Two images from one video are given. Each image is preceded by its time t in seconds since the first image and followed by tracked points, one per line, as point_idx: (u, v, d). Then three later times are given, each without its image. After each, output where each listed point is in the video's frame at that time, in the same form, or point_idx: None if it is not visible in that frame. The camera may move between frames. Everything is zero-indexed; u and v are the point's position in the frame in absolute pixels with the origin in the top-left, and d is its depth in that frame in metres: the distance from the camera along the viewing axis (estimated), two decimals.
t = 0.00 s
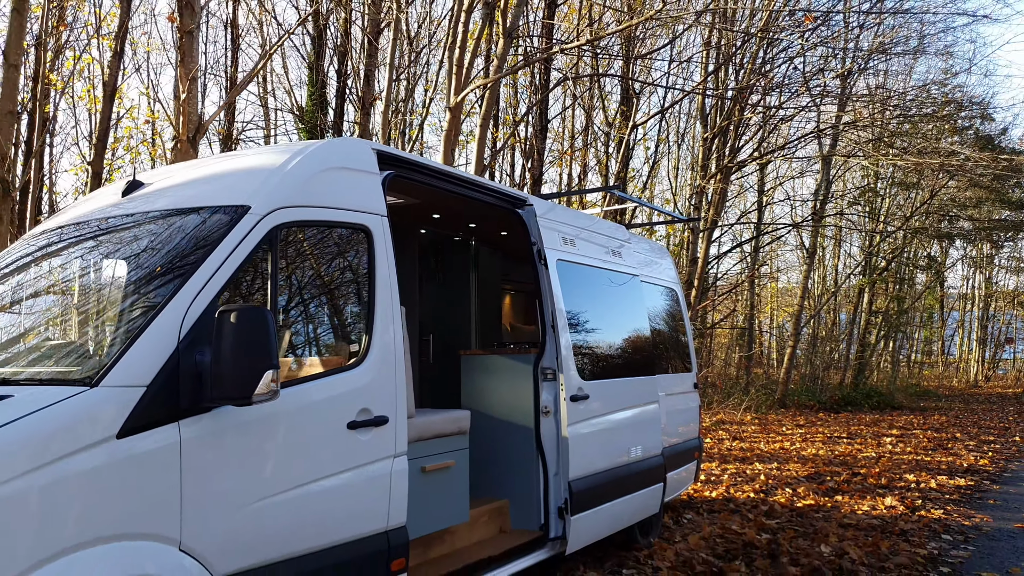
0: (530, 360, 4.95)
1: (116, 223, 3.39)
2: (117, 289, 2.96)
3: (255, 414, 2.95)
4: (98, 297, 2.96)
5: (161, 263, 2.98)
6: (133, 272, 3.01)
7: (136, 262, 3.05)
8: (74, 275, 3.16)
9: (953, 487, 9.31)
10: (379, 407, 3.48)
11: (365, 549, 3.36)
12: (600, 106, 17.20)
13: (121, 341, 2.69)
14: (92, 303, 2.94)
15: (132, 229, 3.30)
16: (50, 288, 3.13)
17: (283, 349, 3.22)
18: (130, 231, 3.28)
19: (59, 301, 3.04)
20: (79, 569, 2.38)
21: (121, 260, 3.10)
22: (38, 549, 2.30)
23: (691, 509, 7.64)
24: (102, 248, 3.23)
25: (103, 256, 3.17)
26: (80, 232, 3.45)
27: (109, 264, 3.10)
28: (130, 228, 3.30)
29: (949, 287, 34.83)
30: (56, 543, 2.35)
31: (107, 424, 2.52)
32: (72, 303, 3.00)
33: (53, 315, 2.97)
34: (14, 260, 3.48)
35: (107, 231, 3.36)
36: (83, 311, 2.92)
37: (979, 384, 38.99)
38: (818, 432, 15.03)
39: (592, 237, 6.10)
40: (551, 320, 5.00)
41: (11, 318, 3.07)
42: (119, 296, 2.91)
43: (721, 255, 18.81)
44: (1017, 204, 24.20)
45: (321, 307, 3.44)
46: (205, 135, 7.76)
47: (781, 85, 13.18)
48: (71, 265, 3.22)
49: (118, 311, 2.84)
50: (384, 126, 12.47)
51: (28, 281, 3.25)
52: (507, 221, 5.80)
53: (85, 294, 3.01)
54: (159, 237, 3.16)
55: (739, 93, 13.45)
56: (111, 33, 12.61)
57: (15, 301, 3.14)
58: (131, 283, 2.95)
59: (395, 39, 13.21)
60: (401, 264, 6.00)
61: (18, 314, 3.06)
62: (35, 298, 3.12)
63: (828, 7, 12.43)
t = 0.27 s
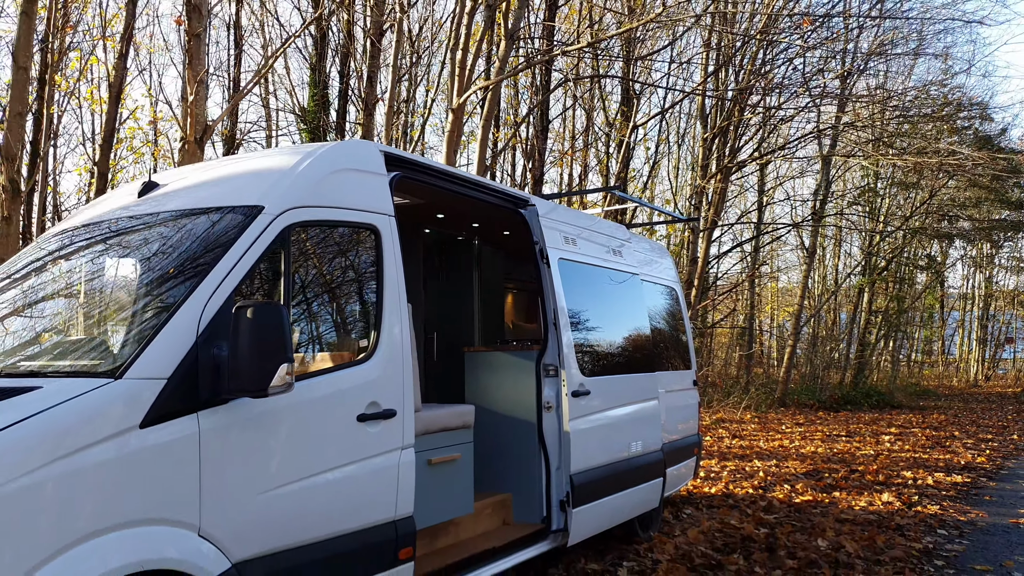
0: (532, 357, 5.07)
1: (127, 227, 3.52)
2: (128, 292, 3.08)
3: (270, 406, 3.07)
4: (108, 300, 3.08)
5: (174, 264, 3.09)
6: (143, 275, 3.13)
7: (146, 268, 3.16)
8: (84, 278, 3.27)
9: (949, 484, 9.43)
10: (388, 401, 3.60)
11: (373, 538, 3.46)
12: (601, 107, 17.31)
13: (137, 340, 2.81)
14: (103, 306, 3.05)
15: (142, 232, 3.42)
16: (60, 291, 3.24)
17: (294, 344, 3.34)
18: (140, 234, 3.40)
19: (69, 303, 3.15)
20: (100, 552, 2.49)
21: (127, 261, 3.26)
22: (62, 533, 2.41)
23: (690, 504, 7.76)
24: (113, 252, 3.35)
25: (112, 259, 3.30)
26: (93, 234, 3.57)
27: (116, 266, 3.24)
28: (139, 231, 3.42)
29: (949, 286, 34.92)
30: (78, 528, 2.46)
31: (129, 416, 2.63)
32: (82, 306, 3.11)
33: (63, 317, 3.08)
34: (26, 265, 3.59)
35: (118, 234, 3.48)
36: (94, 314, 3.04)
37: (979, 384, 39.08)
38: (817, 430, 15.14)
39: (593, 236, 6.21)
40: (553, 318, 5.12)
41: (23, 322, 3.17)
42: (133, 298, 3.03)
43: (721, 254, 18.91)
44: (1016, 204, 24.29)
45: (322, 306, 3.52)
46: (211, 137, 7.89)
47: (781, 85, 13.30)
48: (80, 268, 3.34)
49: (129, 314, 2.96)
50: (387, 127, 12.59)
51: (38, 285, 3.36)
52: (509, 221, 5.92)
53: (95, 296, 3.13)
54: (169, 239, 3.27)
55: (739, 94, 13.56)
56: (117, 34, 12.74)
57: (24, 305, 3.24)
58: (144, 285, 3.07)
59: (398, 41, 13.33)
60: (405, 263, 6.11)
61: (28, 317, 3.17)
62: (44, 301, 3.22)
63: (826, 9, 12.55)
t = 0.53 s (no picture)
0: (535, 354, 5.18)
1: (139, 230, 3.65)
2: (140, 295, 3.21)
3: (284, 400, 3.19)
4: (121, 302, 3.21)
5: (188, 266, 3.21)
6: (155, 279, 3.25)
7: (159, 270, 3.28)
8: (97, 281, 3.42)
9: (946, 481, 9.54)
10: (396, 396, 3.72)
11: (381, 529, 3.58)
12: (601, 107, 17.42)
13: (153, 339, 2.92)
14: (116, 309, 3.18)
15: (153, 235, 3.55)
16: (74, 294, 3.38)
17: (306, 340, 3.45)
18: (152, 237, 3.53)
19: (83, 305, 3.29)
20: (124, 539, 2.60)
21: (130, 261, 3.43)
22: (88, 520, 2.53)
23: (689, 500, 7.88)
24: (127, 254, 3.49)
25: (122, 261, 3.45)
26: (107, 237, 3.71)
27: (121, 265, 3.43)
28: (151, 234, 3.56)
29: (949, 286, 35.00)
30: (104, 516, 2.58)
31: (151, 408, 2.75)
32: (95, 307, 3.25)
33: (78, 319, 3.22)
34: (39, 269, 3.72)
35: (130, 237, 3.61)
36: (107, 315, 3.17)
37: (979, 383, 39.17)
38: (816, 429, 15.25)
39: (594, 236, 6.33)
40: (555, 316, 5.23)
41: (36, 326, 3.30)
42: (150, 297, 3.15)
43: (721, 254, 19.01)
44: (1016, 204, 24.37)
45: (322, 304, 3.59)
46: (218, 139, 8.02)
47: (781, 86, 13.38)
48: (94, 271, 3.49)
49: (140, 317, 3.08)
50: (389, 127, 12.70)
51: (52, 288, 3.49)
52: (512, 221, 6.03)
53: (109, 299, 3.26)
54: (181, 242, 3.40)
55: (738, 94, 13.66)
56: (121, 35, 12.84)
57: (40, 309, 3.38)
58: (160, 285, 3.19)
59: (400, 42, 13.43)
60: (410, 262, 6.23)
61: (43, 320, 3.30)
62: (58, 304, 3.36)
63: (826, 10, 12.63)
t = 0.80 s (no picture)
0: (538, 353, 5.29)
1: (149, 235, 3.77)
2: (151, 298, 3.31)
3: (297, 397, 3.31)
4: (133, 305, 3.32)
5: (201, 271, 3.32)
6: (166, 283, 3.36)
7: (170, 276, 3.38)
8: (109, 284, 3.54)
9: (944, 479, 9.64)
10: (404, 394, 3.84)
11: (390, 522, 3.69)
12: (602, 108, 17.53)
13: (169, 342, 3.03)
14: (128, 312, 3.29)
15: (163, 241, 3.66)
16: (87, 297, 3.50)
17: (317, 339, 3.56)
18: (162, 242, 3.65)
19: (96, 308, 3.41)
20: (144, 530, 2.71)
21: (132, 262, 3.59)
22: (111, 512, 2.64)
23: (690, 497, 7.98)
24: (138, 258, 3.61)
25: (129, 263, 3.59)
26: (121, 241, 3.83)
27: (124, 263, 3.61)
28: (162, 239, 3.68)
29: (949, 286, 35.09)
30: (126, 508, 2.69)
31: (172, 404, 2.87)
32: (107, 310, 3.36)
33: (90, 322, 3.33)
34: (52, 275, 3.85)
35: (140, 242, 3.74)
36: (120, 318, 3.28)
37: (980, 383, 39.25)
38: (816, 428, 15.36)
39: (596, 238, 6.44)
40: (558, 316, 5.35)
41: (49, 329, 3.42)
42: (166, 298, 3.27)
43: (721, 255, 19.10)
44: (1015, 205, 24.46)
45: (327, 305, 3.67)
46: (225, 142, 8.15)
47: (780, 88, 13.49)
48: (107, 273, 3.61)
49: (152, 321, 3.18)
50: (392, 128, 12.82)
51: (64, 293, 3.61)
52: (516, 222, 6.14)
53: (121, 301, 3.38)
54: (193, 247, 3.51)
55: (738, 96, 13.75)
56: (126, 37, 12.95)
57: (54, 312, 3.50)
58: (174, 289, 3.30)
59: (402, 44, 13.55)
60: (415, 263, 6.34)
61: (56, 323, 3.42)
62: (71, 308, 3.47)
63: (825, 12, 12.73)
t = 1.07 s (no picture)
0: (542, 350, 5.39)
1: (159, 237, 3.88)
2: (163, 300, 3.41)
3: (312, 389, 3.41)
4: (145, 307, 3.42)
5: (214, 272, 3.42)
6: (178, 285, 3.46)
7: (183, 277, 3.48)
8: (123, 286, 3.65)
9: (943, 476, 9.75)
10: (414, 388, 3.95)
11: (401, 512, 3.81)
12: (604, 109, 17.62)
13: (187, 339, 3.13)
14: (140, 314, 3.38)
15: (172, 244, 3.76)
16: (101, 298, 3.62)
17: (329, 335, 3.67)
18: (174, 244, 3.75)
19: (110, 308, 3.52)
20: (168, 519, 2.82)
21: (141, 266, 3.71)
22: (136, 501, 2.75)
23: (691, 493, 8.09)
24: (151, 260, 3.72)
25: (140, 266, 3.71)
26: (134, 242, 3.95)
27: (134, 263, 3.74)
28: (174, 241, 3.78)
29: (949, 286, 35.19)
30: (152, 497, 2.80)
31: (194, 396, 2.97)
32: (116, 313, 3.47)
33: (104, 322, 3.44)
34: (68, 276, 3.98)
35: (151, 244, 3.85)
36: (133, 318, 3.38)
37: (980, 382, 39.34)
38: (817, 426, 15.46)
39: (599, 237, 6.54)
40: (562, 314, 5.45)
41: (57, 332, 3.53)
42: (182, 298, 3.37)
43: (722, 254, 19.20)
44: (1016, 204, 24.53)
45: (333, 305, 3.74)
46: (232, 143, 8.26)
47: (782, 89, 13.58)
48: (121, 275, 3.73)
49: (165, 322, 3.27)
50: (396, 129, 12.94)
51: (74, 297, 3.73)
52: (520, 222, 6.23)
53: (134, 302, 3.48)
54: (205, 249, 3.61)
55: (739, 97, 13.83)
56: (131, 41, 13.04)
57: (71, 313, 3.62)
58: (189, 289, 3.40)
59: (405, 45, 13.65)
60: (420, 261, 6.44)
61: (72, 323, 3.53)
62: (87, 309, 3.59)
63: (826, 14, 12.83)
